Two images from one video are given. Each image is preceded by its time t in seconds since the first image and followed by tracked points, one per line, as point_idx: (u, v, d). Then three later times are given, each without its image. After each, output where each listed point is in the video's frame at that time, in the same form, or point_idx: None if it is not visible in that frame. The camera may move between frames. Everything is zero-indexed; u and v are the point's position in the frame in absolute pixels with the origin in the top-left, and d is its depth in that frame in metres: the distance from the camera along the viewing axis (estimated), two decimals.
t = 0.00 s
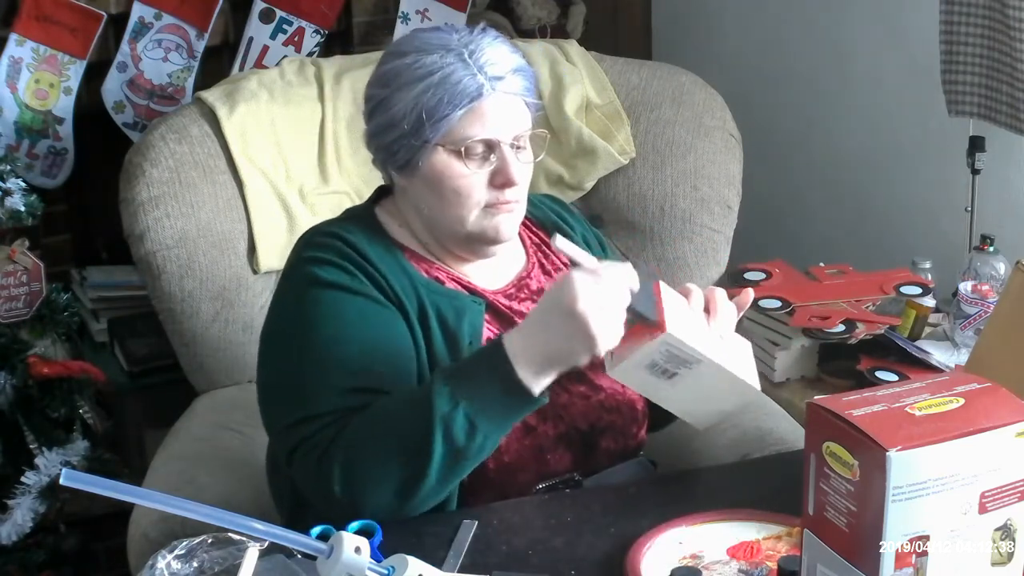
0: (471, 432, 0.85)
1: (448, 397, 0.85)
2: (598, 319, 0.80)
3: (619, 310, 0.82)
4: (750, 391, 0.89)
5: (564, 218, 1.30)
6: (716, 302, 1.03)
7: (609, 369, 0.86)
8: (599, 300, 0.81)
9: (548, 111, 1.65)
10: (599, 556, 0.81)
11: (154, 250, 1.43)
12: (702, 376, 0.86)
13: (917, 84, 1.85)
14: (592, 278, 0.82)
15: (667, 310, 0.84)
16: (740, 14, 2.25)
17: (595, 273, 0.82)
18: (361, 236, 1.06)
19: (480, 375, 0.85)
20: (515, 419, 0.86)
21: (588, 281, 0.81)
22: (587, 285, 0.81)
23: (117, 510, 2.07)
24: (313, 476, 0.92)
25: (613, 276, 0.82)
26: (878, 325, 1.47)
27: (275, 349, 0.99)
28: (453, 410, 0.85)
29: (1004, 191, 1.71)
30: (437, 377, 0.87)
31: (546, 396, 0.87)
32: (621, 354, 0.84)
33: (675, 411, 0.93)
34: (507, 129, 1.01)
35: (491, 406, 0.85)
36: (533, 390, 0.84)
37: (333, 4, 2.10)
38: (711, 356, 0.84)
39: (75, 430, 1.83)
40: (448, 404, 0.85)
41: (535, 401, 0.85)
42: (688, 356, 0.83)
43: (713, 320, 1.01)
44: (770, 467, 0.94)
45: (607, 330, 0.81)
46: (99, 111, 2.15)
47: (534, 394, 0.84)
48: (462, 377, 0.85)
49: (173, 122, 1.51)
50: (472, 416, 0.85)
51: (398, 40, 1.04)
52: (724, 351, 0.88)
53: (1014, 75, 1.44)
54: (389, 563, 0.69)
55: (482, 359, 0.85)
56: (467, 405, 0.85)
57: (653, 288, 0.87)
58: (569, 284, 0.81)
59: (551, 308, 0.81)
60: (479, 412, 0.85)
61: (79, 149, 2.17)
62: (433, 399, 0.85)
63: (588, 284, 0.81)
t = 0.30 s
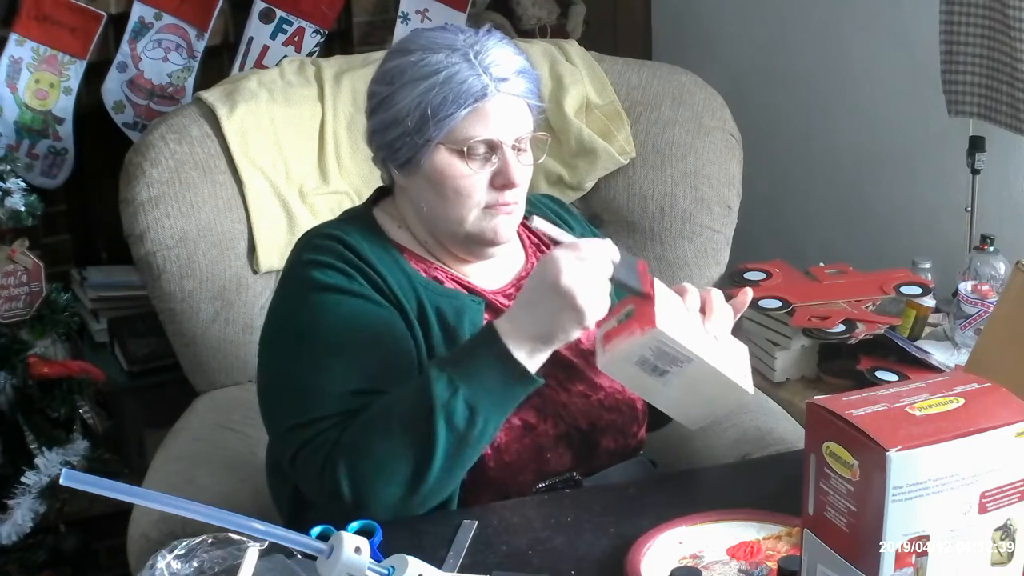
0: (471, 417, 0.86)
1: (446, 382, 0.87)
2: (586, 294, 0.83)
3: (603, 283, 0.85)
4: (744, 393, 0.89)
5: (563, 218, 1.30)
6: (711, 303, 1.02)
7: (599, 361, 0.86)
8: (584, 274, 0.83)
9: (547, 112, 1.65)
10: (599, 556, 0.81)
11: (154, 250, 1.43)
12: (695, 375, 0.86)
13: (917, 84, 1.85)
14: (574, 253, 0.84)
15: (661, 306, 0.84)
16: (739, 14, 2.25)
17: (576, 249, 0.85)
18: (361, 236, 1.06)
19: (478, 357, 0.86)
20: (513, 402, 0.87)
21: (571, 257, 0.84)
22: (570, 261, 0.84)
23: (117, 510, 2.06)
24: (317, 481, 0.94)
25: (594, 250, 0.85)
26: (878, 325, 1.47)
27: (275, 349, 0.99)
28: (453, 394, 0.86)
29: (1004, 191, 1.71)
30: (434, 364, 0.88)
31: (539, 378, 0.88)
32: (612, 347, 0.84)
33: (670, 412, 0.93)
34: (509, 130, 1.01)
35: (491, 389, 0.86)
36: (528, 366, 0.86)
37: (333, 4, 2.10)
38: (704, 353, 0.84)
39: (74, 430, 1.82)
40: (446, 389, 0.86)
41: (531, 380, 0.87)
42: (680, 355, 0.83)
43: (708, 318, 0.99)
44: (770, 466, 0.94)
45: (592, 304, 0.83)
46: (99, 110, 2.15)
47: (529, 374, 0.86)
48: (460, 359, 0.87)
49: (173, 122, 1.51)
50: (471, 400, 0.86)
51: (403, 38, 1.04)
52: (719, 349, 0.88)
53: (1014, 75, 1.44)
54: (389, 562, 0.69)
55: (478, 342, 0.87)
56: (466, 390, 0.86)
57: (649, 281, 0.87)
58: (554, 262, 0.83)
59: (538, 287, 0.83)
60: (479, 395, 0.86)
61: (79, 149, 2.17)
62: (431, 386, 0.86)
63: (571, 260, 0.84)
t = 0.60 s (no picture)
0: (463, 442, 0.86)
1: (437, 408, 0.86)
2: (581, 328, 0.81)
3: (600, 316, 0.82)
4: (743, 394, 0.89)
5: (561, 217, 1.30)
6: (710, 304, 1.02)
7: (601, 366, 0.86)
8: (583, 309, 0.81)
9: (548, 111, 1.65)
10: (599, 556, 0.81)
11: (154, 250, 1.43)
12: (695, 378, 0.86)
13: (917, 84, 1.85)
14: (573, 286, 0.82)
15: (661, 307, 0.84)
16: (739, 13, 2.25)
17: (575, 281, 0.82)
18: (359, 237, 1.06)
19: (471, 387, 0.84)
20: (506, 426, 0.86)
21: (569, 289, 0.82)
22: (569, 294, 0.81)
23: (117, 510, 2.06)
24: (311, 489, 0.94)
25: (593, 283, 0.83)
26: (878, 325, 1.47)
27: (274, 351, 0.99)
28: (443, 422, 0.85)
29: (1004, 191, 1.71)
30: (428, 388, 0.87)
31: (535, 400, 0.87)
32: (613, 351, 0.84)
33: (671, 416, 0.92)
34: (509, 131, 1.01)
35: (481, 417, 0.85)
36: (519, 398, 0.84)
37: (333, 4, 2.10)
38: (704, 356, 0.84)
39: (74, 429, 1.82)
40: (438, 416, 0.85)
41: (523, 411, 0.85)
42: (680, 356, 0.83)
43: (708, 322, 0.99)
44: (770, 467, 0.94)
45: (587, 335, 0.81)
46: (99, 110, 2.15)
47: (524, 404, 0.84)
48: (453, 387, 0.85)
49: (173, 122, 1.51)
50: (463, 427, 0.85)
51: (405, 37, 1.04)
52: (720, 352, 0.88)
53: (1014, 75, 1.44)
54: (389, 562, 0.69)
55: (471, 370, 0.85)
56: (457, 416, 0.85)
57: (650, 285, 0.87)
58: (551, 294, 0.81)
59: (534, 319, 0.81)
60: (470, 422, 0.85)
61: (79, 149, 2.17)
62: (423, 412, 0.86)
63: (569, 293, 0.81)
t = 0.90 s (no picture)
0: (456, 453, 0.87)
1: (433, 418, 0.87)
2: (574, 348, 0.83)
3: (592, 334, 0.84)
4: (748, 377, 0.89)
5: (560, 217, 1.30)
6: (713, 291, 1.03)
7: (608, 349, 0.88)
8: (576, 330, 0.83)
9: (548, 111, 1.65)
10: (599, 556, 0.81)
11: (154, 250, 1.43)
12: (702, 363, 0.87)
13: (917, 84, 1.85)
14: (568, 307, 0.83)
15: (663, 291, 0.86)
16: (739, 13, 2.25)
17: (570, 302, 0.83)
18: (357, 239, 1.06)
19: (465, 395, 0.86)
20: (495, 438, 0.87)
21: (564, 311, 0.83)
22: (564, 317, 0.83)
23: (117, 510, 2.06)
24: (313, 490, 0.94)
25: (587, 302, 0.83)
26: (878, 325, 1.47)
27: (270, 354, 0.99)
28: (438, 433, 0.86)
29: (1004, 191, 1.71)
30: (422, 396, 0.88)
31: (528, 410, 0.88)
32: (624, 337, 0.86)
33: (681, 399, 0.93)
34: (505, 134, 1.01)
35: (473, 430, 0.86)
36: (514, 411, 0.85)
37: (333, 4, 2.10)
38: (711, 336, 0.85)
39: (74, 429, 1.82)
40: (433, 426, 0.86)
41: (515, 421, 0.86)
42: (687, 338, 0.84)
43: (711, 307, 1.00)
44: (770, 467, 0.94)
45: (578, 356, 0.83)
46: (99, 110, 2.15)
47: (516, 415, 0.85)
48: (449, 395, 0.86)
49: (173, 122, 1.51)
50: (457, 438, 0.87)
51: (402, 39, 1.04)
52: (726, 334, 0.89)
53: (1014, 75, 1.44)
54: (389, 562, 0.69)
55: (467, 379, 0.86)
56: (451, 427, 0.86)
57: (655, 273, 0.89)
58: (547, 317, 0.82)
59: (529, 338, 0.82)
60: (464, 434, 0.86)
61: (79, 149, 2.17)
62: (418, 423, 0.87)
63: (564, 314, 0.83)
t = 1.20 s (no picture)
0: (460, 432, 0.87)
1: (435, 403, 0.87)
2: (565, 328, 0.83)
3: (581, 312, 0.85)
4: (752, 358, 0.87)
5: (556, 217, 1.30)
6: (703, 281, 1.01)
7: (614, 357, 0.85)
8: (565, 313, 0.83)
9: (548, 111, 1.65)
10: (599, 556, 0.81)
11: (154, 250, 1.43)
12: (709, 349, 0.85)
13: (917, 84, 1.85)
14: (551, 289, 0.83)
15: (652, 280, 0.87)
16: (739, 13, 2.25)
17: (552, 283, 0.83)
18: (353, 240, 1.06)
19: (469, 382, 0.86)
20: (502, 416, 0.88)
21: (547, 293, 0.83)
22: (549, 301, 0.83)
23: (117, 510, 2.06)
24: (313, 490, 0.94)
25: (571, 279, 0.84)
26: (878, 325, 1.48)
27: (270, 355, 0.99)
28: (442, 413, 0.86)
29: (1004, 191, 1.71)
30: (423, 382, 0.88)
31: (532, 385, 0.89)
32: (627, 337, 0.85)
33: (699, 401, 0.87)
34: (499, 137, 1.01)
35: (479, 411, 0.87)
36: (516, 386, 0.86)
37: (333, 4, 2.10)
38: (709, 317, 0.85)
39: (74, 429, 1.82)
40: (435, 408, 0.86)
41: (519, 397, 0.87)
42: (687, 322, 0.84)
43: (702, 298, 0.99)
44: (770, 467, 0.94)
45: (568, 336, 0.84)
46: (98, 110, 2.15)
47: (518, 392, 0.86)
48: (452, 387, 0.86)
49: (172, 122, 1.51)
50: (461, 417, 0.87)
51: (398, 41, 1.04)
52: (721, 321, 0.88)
53: (1014, 75, 1.44)
54: (389, 562, 0.69)
55: (466, 367, 0.86)
56: (457, 407, 0.86)
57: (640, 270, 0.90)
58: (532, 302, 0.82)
59: (518, 323, 0.83)
60: (469, 413, 0.87)
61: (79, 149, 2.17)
62: (421, 406, 0.87)
63: (548, 298, 0.83)
